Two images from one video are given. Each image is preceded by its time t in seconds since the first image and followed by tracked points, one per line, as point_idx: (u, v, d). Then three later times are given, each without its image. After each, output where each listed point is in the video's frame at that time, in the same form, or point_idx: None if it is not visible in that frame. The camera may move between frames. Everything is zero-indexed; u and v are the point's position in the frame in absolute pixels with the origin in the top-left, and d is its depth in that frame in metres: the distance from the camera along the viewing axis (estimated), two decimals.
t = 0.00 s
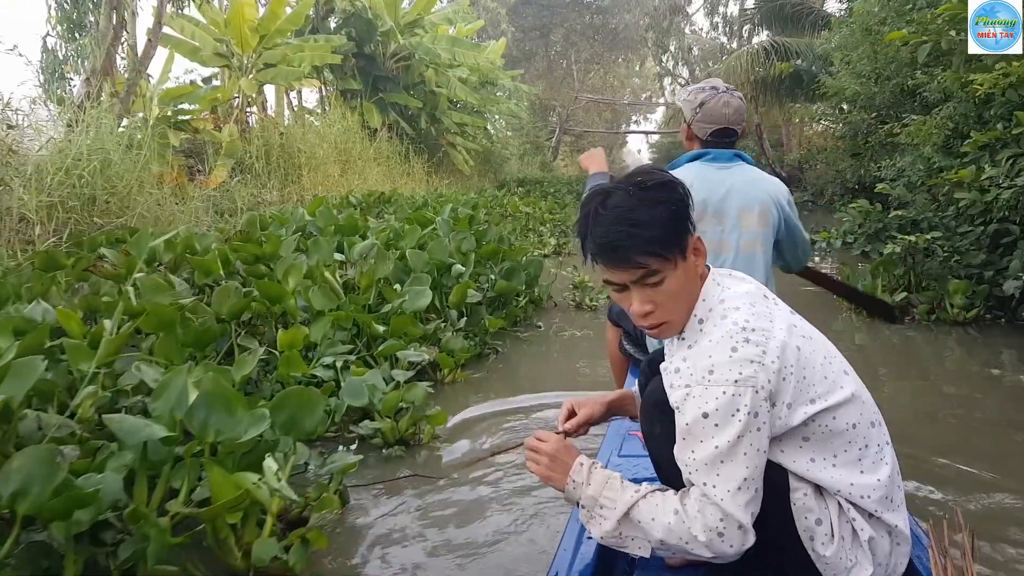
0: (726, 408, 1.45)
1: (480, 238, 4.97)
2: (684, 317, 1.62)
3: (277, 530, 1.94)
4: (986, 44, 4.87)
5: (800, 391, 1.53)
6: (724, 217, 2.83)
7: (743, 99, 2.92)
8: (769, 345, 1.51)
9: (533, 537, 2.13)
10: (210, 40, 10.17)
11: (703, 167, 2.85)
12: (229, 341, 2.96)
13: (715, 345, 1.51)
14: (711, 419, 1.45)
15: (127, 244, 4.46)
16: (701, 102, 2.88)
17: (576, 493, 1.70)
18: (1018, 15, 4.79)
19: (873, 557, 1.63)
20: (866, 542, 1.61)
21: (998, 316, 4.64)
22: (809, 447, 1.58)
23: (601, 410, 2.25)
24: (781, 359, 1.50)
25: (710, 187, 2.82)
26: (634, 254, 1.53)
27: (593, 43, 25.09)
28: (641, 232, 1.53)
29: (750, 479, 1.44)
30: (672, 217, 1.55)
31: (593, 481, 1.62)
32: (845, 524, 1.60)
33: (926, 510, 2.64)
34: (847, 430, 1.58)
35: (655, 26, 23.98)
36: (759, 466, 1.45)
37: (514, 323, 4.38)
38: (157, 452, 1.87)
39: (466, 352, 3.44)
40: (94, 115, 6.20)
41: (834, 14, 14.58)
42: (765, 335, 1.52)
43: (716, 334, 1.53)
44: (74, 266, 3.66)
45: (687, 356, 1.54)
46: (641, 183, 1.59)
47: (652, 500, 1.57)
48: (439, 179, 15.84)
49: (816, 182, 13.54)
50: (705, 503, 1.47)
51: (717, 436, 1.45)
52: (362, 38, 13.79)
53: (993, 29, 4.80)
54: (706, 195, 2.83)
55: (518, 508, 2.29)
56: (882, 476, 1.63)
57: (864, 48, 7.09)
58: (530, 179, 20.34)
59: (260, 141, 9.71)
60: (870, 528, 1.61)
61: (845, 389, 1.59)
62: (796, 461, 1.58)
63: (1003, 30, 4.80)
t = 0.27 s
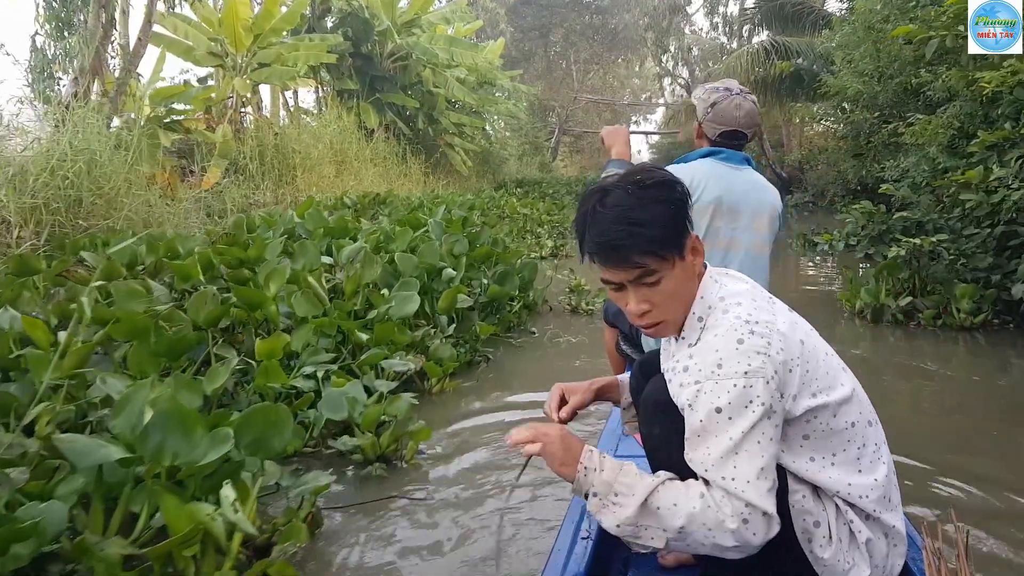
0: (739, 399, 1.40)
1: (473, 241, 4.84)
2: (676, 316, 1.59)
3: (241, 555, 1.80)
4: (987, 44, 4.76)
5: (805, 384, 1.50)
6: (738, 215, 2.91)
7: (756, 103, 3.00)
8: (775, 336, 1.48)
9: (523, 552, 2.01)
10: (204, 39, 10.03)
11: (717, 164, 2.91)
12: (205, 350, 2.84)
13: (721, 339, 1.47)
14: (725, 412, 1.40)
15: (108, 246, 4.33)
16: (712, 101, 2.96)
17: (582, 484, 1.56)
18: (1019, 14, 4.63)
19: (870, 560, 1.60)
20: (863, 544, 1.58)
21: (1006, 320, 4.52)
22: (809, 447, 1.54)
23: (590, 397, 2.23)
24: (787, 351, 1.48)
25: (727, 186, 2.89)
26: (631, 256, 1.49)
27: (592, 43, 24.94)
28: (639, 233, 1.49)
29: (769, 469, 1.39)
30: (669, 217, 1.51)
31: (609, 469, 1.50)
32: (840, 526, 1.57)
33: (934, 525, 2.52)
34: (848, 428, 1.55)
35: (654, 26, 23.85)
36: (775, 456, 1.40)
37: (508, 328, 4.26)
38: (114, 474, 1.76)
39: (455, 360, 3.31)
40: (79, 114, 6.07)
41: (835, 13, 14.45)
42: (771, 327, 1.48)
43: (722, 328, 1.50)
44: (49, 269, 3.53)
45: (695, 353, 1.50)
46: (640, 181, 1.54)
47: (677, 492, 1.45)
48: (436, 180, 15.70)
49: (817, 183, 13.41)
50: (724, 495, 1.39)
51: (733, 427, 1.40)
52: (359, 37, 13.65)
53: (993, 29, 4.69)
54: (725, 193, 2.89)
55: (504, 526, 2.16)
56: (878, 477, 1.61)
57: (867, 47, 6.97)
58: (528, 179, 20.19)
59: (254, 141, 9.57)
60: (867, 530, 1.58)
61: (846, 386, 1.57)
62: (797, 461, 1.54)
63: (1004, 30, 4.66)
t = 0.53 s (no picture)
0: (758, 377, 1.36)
1: (468, 243, 4.72)
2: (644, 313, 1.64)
3: None
4: (985, 45, 4.88)
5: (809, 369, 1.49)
6: (741, 215, 2.79)
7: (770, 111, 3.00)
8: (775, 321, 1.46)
9: (512, 571, 1.87)
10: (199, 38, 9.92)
11: (726, 164, 2.80)
12: (182, 357, 2.72)
13: (724, 328, 1.44)
14: (747, 392, 1.36)
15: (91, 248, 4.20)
16: (726, 104, 2.99)
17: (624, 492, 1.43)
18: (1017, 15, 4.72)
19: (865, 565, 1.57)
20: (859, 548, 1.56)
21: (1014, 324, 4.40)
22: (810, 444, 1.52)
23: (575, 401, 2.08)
24: (790, 334, 1.46)
25: (733, 183, 2.77)
26: (585, 251, 1.60)
27: (592, 43, 24.83)
28: (591, 231, 1.57)
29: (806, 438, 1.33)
30: (628, 221, 1.53)
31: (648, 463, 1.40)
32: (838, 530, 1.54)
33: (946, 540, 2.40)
34: (843, 425, 1.54)
35: (654, 26, 23.75)
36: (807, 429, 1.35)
37: (501, 334, 4.14)
38: (69, 498, 1.65)
39: (444, 369, 3.18)
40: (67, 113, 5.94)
41: (836, 12, 14.34)
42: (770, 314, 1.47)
43: (723, 319, 1.47)
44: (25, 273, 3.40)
45: (702, 347, 1.47)
46: (615, 181, 1.58)
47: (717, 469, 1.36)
48: (434, 180, 15.57)
49: (818, 183, 13.29)
50: (772, 467, 1.30)
51: (760, 405, 1.34)
52: (356, 37, 13.53)
53: (993, 29, 4.78)
54: (730, 190, 2.77)
55: (491, 545, 2.04)
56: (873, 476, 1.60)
57: (869, 46, 6.85)
58: (527, 180, 20.06)
59: (249, 141, 9.43)
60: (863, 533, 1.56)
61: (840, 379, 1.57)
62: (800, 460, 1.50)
63: (1001, 31, 4.77)
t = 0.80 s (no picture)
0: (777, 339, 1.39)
1: (462, 245, 4.60)
2: (628, 305, 1.70)
3: None
4: (986, 43, 4.87)
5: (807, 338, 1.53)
6: (740, 215, 2.68)
7: (774, 116, 2.89)
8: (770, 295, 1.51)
9: None
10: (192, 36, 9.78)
11: (728, 166, 2.70)
12: (157, 367, 2.61)
13: (726, 307, 1.48)
14: (773, 355, 1.37)
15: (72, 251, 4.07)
16: (729, 107, 2.90)
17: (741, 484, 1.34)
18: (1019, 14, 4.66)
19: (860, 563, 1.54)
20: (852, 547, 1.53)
21: None
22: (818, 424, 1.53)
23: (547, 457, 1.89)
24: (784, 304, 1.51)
25: (733, 185, 2.67)
26: (577, 238, 1.70)
27: (591, 43, 24.68)
28: (580, 220, 1.68)
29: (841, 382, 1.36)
30: (606, 213, 1.62)
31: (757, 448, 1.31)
32: (832, 528, 1.53)
33: (963, 559, 2.28)
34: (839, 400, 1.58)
35: (653, 26, 23.61)
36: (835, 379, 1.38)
37: (495, 339, 4.01)
38: (17, 527, 1.52)
39: (433, 377, 3.04)
40: (52, 112, 5.79)
41: (837, 12, 14.22)
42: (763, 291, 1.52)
43: (723, 301, 1.50)
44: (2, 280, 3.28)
45: (709, 331, 1.48)
46: (606, 175, 1.66)
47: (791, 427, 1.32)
48: (431, 181, 15.43)
49: (819, 184, 13.15)
50: (832, 411, 1.30)
51: (785, 365, 1.36)
52: (353, 35, 13.39)
53: (993, 30, 4.79)
54: (731, 193, 2.66)
55: (477, 567, 1.91)
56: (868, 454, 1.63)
57: (873, 44, 6.71)
58: (526, 180, 19.92)
59: (243, 141, 9.29)
60: (855, 533, 1.54)
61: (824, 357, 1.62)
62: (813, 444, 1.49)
63: (1003, 30, 4.76)
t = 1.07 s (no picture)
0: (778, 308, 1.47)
1: (456, 248, 4.47)
2: (623, 302, 1.72)
3: None
4: (987, 44, 4.83)
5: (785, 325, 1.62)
6: (740, 215, 2.56)
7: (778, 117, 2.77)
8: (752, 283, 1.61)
9: None
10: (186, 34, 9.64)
11: (729, 166, 2.60)
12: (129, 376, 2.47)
13: (720, 293, 1.54)
14: (782, 321, 1.44)
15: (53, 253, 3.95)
16: (732, 108, 2.78)
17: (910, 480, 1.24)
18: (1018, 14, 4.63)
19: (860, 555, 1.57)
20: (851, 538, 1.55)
21: None
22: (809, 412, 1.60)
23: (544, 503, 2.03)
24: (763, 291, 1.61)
25: (733, 184, 2.56)
26: (572, 237, 1.72)
27: (591, 43, 24.53)
28: (573, 219, 1.70)
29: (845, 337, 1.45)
30: (600, 209, 1.64)
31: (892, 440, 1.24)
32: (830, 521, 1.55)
33: None
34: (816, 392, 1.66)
35: (653, 26, 23.45)
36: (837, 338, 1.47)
37: (490, 345, 3.88)
38: None
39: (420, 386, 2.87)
40: (37, 110, 5.66)
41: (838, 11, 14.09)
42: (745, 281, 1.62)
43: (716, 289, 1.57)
44: None
45: (711, 317, 1.54)
46: (598, 173, 1.68)
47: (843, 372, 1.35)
48: (429, 181, 15.28)
49: (820, 184, 13.01)
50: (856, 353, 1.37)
51: (792, 327, 1.43)
52: (350, 34, 13.25)
53: (992, 30, 4.75)
54: (730, 192, 2.55)
55: None
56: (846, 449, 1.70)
57: (878, 41, 6.57)
58: (525, 180, 19.75)
59: (237, 140, 9.16)
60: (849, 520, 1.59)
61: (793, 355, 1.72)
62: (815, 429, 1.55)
63: (1002, 31, 4.72)
